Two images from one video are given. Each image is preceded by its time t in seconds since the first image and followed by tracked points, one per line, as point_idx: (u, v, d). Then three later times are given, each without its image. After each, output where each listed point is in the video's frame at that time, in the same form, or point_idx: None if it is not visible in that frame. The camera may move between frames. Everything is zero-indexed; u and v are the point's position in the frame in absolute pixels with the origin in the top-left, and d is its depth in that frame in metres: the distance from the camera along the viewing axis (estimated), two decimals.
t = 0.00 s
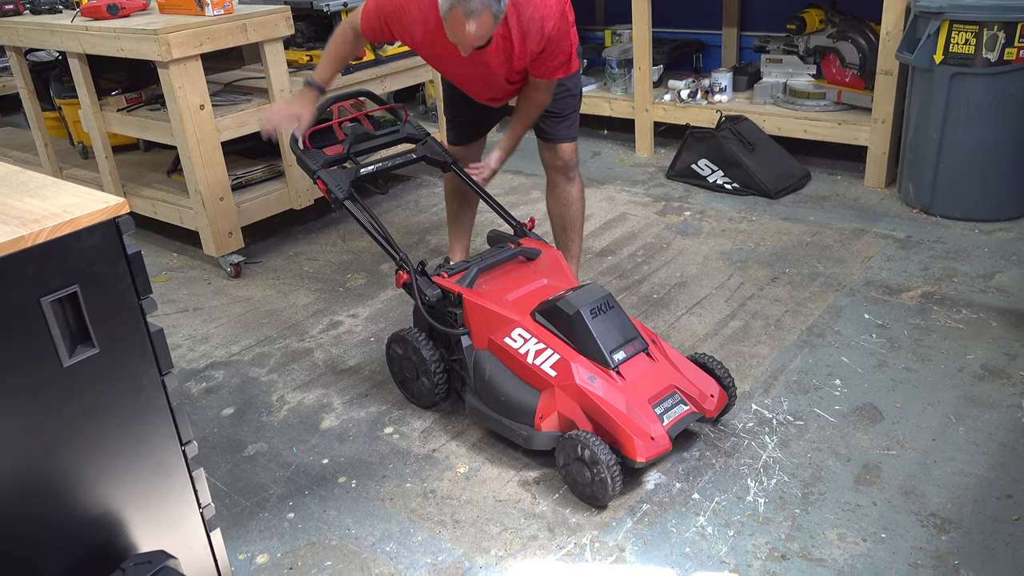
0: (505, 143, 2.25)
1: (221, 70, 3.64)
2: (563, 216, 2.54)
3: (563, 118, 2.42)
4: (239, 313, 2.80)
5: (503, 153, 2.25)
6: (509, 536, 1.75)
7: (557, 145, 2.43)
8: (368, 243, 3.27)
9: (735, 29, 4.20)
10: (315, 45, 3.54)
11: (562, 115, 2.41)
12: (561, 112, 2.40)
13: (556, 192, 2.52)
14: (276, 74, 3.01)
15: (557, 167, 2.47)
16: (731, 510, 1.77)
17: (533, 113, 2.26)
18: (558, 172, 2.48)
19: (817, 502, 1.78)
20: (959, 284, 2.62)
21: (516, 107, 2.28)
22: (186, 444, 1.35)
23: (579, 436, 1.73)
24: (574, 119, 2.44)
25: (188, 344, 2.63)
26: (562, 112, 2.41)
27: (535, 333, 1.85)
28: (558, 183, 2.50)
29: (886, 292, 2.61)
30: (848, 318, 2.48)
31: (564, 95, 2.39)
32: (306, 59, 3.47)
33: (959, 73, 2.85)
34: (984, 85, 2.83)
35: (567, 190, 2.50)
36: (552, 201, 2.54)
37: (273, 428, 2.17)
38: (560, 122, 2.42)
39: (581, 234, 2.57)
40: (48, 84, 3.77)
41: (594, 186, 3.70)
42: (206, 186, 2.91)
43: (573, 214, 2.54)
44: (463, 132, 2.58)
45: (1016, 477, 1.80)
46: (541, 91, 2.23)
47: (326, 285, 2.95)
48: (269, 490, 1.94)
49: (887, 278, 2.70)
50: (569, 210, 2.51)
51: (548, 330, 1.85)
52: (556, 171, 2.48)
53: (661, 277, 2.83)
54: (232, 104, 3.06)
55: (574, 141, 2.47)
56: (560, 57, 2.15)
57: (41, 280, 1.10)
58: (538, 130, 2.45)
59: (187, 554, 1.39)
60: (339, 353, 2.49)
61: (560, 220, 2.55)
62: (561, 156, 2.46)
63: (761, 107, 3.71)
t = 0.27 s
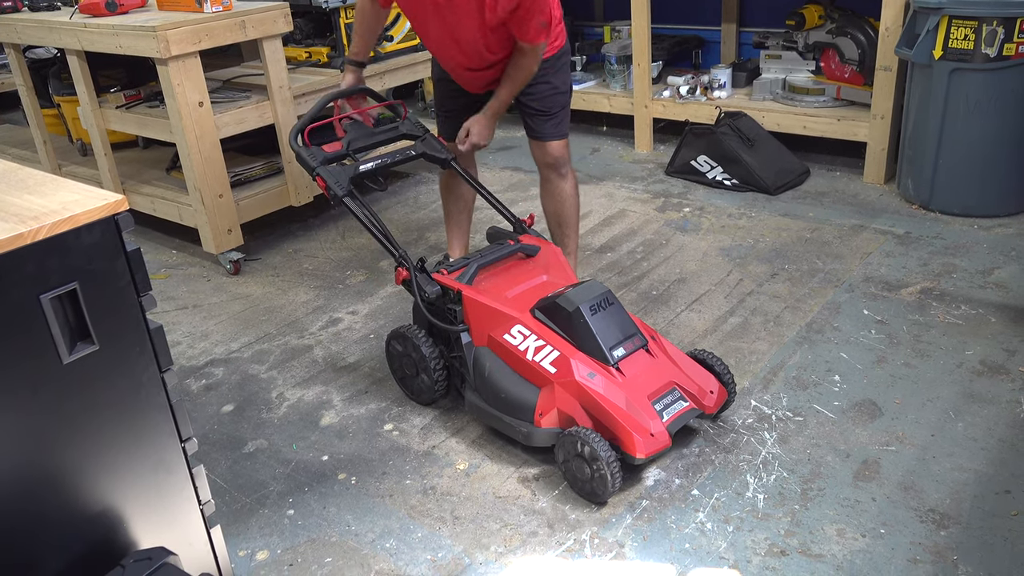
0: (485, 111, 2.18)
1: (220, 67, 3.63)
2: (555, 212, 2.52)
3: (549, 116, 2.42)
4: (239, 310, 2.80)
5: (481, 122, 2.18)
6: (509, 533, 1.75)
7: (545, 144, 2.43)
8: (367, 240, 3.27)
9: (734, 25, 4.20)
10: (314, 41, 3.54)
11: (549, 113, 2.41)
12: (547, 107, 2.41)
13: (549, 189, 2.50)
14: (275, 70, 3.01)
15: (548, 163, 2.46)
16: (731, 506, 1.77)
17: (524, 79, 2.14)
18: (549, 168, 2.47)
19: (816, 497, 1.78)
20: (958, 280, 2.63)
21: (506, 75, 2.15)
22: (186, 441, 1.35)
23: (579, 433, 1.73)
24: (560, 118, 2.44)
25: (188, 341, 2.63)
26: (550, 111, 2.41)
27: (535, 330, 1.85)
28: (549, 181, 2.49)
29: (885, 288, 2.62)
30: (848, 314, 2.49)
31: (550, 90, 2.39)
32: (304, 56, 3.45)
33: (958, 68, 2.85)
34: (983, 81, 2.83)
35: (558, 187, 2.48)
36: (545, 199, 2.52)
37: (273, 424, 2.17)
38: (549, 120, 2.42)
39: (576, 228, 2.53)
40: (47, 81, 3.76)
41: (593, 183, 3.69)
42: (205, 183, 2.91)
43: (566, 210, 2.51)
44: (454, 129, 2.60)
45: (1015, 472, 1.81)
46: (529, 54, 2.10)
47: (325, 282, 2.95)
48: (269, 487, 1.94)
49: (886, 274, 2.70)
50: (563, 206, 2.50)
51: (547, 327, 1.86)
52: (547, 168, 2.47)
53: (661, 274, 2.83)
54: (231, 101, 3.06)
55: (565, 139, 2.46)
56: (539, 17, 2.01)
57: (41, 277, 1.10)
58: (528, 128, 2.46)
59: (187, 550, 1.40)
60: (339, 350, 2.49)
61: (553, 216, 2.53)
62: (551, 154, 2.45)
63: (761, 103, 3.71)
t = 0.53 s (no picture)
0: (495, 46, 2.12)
1: (219, 64, 3.63)
2: (577, 207, 2.47)
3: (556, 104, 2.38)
4: (239, 308, 2.80)
5: (487, 53, 2.12)
6: (508, 530, 1.75)
7: (557, 134, 2.38)
8: (367, 238, 3.27)
9: (734, 23, 4.20)
10: (314, 39, 3.54)
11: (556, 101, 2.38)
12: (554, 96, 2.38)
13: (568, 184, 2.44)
14: (274, 68, 3.01)
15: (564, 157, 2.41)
16: (730, 503, 1.77)
17: (540, 25, 2.14)
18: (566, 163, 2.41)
19: (816, 495, 1.78)
20: (957, 278, 2.63)
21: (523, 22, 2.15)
22: (185, 439, 1.36)
23: (580, 432, 1.73)
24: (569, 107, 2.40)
25: (187, 339, 2.63)
26: (557, 98, 2.38)
27: (537, 329, 1.85)
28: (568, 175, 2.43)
29: (885, 286, 2.62)
30: (847, 312, 2.49)
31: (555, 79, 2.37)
32: (304, 54, 3.48)
33: (958, 66, 2.85)
34: (983, 78, 2.83)
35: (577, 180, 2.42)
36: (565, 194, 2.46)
37: (273, 422, 2.17)
38: (558, 109, 2.38)
39: (602, 220, 2.47)
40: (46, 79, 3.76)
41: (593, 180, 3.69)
42: (204, 181, 2.91)
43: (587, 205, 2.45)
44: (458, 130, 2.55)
45: (1014, 470, 1.81)
46: None
47: (325, 280, 2.95)
48: (269, 484, 1.94)
49: (886, 272, 2.70)
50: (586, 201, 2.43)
51: (549, 325, 1.86)
52: (564, 162, 2.42)
53: (660, 272, 2.83)
54: (230, 99, 3.06)
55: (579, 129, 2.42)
56: None
57: (41, 274, 1.10)
58: (539, 121, 2.42)
59: (187, 548, 1.40)
60: (338, 348, 2.49)
61: (575, 211, 2.47)
62: (566, 146, 2.41)
63: (760, 101, 3.71)
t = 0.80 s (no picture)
0: None
1: (218, 63, 3.63)
2: (603, 220, 2.39)
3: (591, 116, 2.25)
4: (239, 306, 2.80)
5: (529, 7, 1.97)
6: (509, 528, 1.76)
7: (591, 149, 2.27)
8: (366, 236, 3.27)
9: (734, 19, 4.20)
10: (312, 37, 3.55)
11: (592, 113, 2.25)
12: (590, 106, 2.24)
13: (596, 196, 2.37)
14: (274, 66, 3.01)
15: (597, 171, 2.31)
16: (731, 500, 1.78)
17: None
18: (596, 176, 2.32)
19: (816, 491, 1.78)
20: (957, 274, 2.63)
21: None
22: (186, 438, 1.36)
23: (582, 430, 1.73)
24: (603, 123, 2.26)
25: (187, 338, 2.62)
26: (593, 112, 2.24)
27: (537, 327, 1.85)
28: (598, 188, 2.35)
29: (884, 282, 2.62)
30: (847, 308, 2.49)
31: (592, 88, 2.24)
32: (303, 52, 3.47)
33: (957, 62, 2.85)
34: (983, 74, 2.83)
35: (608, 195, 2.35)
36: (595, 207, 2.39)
37: (273, 421, 2.17)
38: (593, 122, 2.25)
39: (627, 236, 2.42)
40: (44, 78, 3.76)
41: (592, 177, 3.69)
42: (204, 180, 2.91)
43: (614, 218, 2.38)
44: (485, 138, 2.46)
45: (1015, 465, 1.81)
46: None
47: (325, 279, 2.95)
48: (270, 483, 1.94)
49: (886, 268, 2.70)
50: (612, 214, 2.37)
51: (550, 323, 1.86)
52: (594, 175, 2.33)
53: (660, 269, 2.83)
54: (229, 97, 3.06)
55: (614, 145, 2.30)
56: None
57: (40, 274, 1.10)
58: (573, 134, 2.29)
59: (188, 547, 1.40)
60: (338, 346, 2.49)
61: (602, 225, 2.40)
62: (599, 160, 2.30)
63: (760, 97, 3.70)
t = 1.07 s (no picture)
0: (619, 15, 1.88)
1: (216, 66, 3.63)
2: (612, 224, 2.38)
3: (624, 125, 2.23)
4: (238, 309, 2.80)
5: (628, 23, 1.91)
6: (509, 529, 1.76)
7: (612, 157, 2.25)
8: (365, 238, 3.27)
9: (731, 19, 4.20)
10: (309, 39, 3.54)
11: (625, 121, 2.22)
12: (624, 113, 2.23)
13: (608, 200, 2.35)
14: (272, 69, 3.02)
15: (612, 174, 2.30)
16: (730, 500, 1.78)
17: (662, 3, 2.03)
18: (612, 179, 2.30)
19: (815, 491, 1.79)
20: (955, 273, 2.63)
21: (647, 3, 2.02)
22: (186, 442, 1.36)
23: (582, 431, 1.74)
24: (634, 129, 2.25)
25: (187, 341, 2.63)
26: (622, 117, 2.22)
27: (537, 328, 1.86)
28: (610, 192, 2.34)
29: (882, 281, 2.62)
30: (845, 308, 2.49)
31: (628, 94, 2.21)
32: (301, 55, 3.46)
33: (954, 61, 2.85)
34: (980, 73, 2.83)
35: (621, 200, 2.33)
36: (605, 212, 2.37)
37: (273, 424, 2.17)
38: (620, 129, 2.23)
39: (633, 238, 2.41)
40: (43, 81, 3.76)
41: (591, 178, 3.69)
42: (202, 183, 2.91)
43: (624, 222, 2.37)
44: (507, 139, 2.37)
45: (1013, 464, 1.81)
46: None
47: (324, 281, 2.95)
48: (270, 486, 1.95)
49: (884, 267, 2.71)
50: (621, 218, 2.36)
51: (550, 325, 1.86)
52: (609, 177, 2.31)
53: (659, 269, 2.84)
54: (227, 100, 3.06)
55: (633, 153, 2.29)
56: None
57: (38, 280, 1.10)
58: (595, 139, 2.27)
59: (188, 551, 1.40)
60: (338, 349, 2.50)
61: (610, 228, 2.39)
62: (616, 165, 2.28)
63: (758, 97, 3.71)
